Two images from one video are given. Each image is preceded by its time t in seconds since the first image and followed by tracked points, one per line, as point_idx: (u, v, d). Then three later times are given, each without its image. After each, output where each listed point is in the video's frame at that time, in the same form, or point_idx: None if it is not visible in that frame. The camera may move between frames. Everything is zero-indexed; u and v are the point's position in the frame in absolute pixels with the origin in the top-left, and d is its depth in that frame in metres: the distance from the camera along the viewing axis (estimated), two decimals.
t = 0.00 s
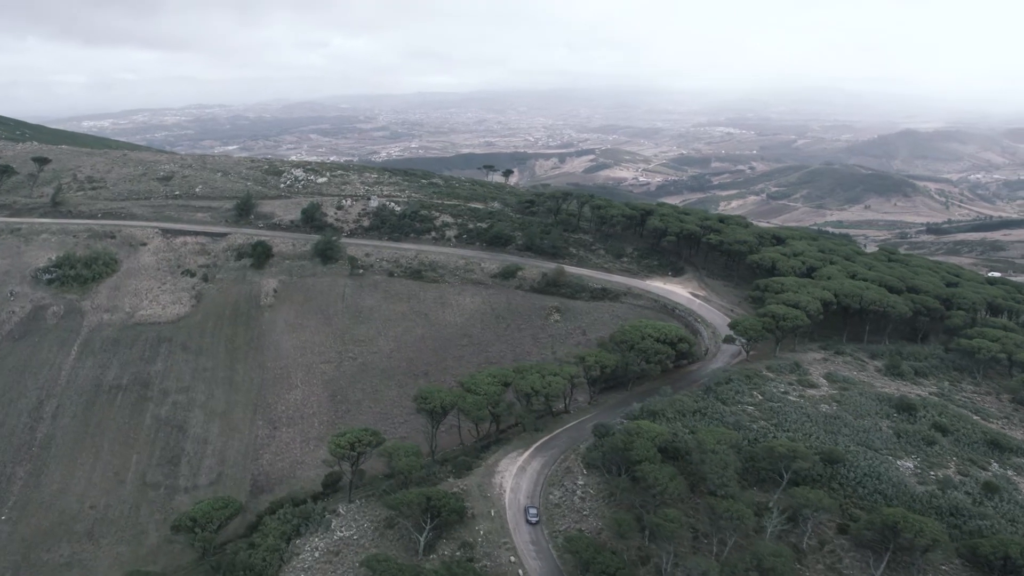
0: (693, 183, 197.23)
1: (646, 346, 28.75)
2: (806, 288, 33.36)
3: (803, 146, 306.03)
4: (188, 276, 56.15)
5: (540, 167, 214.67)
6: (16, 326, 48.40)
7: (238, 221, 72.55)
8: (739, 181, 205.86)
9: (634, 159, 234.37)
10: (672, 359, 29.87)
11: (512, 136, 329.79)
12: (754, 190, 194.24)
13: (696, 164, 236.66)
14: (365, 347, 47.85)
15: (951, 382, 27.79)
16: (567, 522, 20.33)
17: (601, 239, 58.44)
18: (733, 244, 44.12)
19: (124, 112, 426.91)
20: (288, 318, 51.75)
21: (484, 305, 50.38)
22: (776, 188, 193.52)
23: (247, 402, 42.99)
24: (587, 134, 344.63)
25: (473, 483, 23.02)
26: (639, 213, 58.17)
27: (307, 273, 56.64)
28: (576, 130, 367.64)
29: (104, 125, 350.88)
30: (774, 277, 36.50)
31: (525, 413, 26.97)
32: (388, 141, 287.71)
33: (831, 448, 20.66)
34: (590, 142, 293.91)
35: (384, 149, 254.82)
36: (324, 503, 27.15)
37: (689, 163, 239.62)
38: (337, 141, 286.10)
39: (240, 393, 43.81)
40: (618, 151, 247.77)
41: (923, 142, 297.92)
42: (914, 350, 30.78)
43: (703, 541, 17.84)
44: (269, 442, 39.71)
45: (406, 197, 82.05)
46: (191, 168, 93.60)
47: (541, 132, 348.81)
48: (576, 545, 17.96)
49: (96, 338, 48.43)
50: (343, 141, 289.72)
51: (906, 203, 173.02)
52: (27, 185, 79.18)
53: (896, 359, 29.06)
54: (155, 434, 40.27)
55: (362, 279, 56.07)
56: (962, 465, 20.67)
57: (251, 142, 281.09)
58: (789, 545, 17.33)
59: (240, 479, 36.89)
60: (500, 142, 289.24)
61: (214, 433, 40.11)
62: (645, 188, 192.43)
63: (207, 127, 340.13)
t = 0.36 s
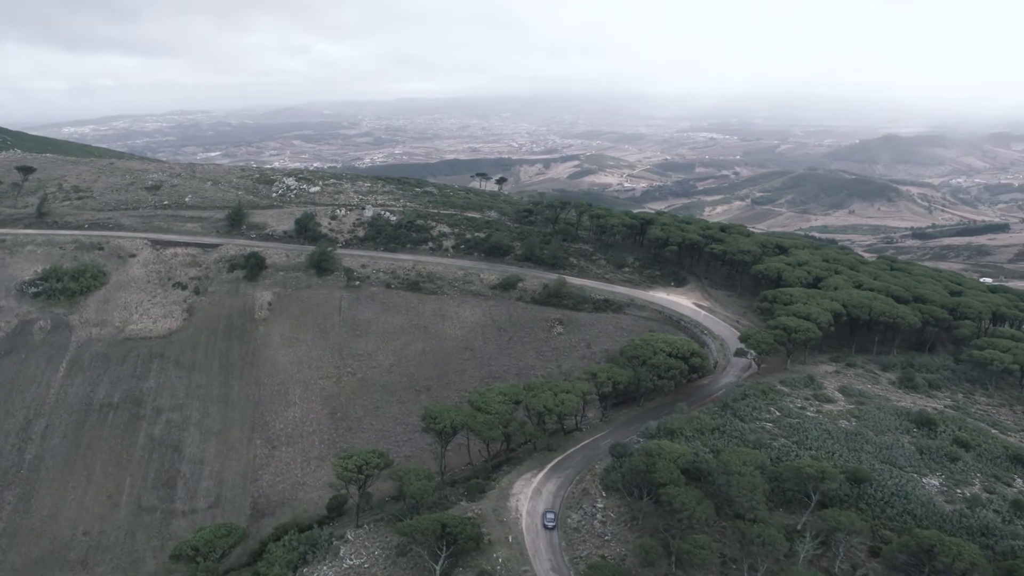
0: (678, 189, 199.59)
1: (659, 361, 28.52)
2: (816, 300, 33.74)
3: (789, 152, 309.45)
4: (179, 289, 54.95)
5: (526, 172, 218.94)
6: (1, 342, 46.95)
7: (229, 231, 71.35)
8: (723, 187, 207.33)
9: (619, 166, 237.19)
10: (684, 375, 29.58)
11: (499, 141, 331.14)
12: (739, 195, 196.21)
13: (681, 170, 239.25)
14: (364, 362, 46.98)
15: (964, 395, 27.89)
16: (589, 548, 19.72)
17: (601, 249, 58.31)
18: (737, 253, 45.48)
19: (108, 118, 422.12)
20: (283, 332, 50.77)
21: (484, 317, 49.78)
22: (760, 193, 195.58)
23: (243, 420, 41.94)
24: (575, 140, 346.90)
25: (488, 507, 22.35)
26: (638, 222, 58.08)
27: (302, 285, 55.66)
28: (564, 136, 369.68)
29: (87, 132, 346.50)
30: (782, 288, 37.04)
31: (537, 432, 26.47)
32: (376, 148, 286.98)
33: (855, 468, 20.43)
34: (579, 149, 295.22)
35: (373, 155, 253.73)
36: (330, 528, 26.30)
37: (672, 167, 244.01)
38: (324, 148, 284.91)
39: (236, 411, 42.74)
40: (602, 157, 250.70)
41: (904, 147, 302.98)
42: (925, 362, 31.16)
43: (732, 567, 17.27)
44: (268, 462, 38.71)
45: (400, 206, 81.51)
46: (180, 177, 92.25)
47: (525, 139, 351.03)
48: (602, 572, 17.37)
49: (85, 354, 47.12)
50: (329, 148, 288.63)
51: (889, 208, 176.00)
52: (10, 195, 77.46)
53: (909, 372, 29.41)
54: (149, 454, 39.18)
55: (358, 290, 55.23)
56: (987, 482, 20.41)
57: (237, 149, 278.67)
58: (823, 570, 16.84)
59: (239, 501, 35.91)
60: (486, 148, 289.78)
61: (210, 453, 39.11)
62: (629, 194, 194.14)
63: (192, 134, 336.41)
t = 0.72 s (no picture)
0: (660, 195, 202.59)
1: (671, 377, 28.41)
2: (824, 310, 34.84)
3: (772, 158, 313.59)
4: (167, 302, 53.63)
5: (507, 177, 224.12)
6: None
7: (218, 242, 70.03)
8: (706, 192, 209.11)
9: (601, 171, 239.74)
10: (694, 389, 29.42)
11: (483, 148, 331.13)
12: (721, 200, 198.59)
13: (663, 177, 242.94)
14: (361, 376, 46.06)
15: (975, 407, 28.14)
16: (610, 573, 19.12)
17: (599, 258, 58.14)
18: (739, 262, 46.53)
19: (87, 126, 415.30)
20: (276, 346, 49.67)
21: (482, 330, 49.13)
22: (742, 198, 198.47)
23: (237, 439, 40.83)
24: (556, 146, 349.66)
25: (502, 532, 21.64)
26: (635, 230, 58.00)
27: (294, 298, 54.53)
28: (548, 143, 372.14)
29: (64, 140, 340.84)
30: (788, 298, 38.28)
31: (549, 451, 26.03)
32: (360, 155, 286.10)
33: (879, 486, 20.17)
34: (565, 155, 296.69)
35: (358, 163, 252.35)
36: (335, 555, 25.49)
37: (654, 172, 248.93)
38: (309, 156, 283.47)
39: (230, 429, 41.66)
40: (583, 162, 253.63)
41: (884, 151, 308.52)
42: (934, 371, 31.70)
43: None
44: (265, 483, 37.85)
45: (393, 215, 80.80)
46: (166, 187, 90.60)
47: (509, 145, 352.70)
48: None
49: (71, 371, 45.71)
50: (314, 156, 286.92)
51: (870, 212, 179.11)
52: None
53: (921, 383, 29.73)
54: (141, 476, 38.27)
55: (353, 302, 54.28)
56: (1011, 496, 20.16)
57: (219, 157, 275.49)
58: None
59: (237, 526, 35.21)
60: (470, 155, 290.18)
61: (205, 475, 38.27)
62: (611, 199, 196.43)
63: (174, 142, 332.21)
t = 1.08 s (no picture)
0: (639, 199, 206.74)
1: (680, 391, 28.72)
2: (829, 319, 36.15)
3: (751, 162, 318.33)
4: (152, 315, 52.06)
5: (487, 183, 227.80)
6: None
7: (202, 252, 68.42)
8: (682, 196, 217.36)
9: (579, 177, 242.46)
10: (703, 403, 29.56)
11: (463, 153, 331.51)
12: (701, 205, 201.10)
13: (641, 182, 248.60)
14: (355, 391, 44.97)
15: (984, 416, 29.15)
16: None
17: (594, 266, 57.91)
18: (739, 269, 47.06)
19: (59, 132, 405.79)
20: (266, 360, 48.36)
21: (478, 341, 48.44)
22: (720, 202, 203.84)
23: (229, 459, 39.72)
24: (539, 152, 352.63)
25: (518, 556, 21.02)
26: (630, 237, 57.90)
27: (283, 310, 53.30)
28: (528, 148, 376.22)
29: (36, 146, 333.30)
30: (790, 307, 39.56)
31: (559, 471, 25.68)
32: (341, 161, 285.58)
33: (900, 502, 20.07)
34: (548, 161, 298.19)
35: (340, 168, 250.26)
36: None
37: (633, 179, 255.84)
38: (289, 163, 280.83)
39: (221, 448, 40.52)
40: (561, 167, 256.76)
41: (859, 153, 315.18)
42: (939, 379, 32.88)
43: None
44: (259, 504, 36.79)
45: (382, 223, 79.61)
46: (146, 195, 88.49)
47: (490, 150, 355.22)
48: None
49: (52, 389, 44.16)
50: (293, 162, 284.68)
51: (847, 215, 183.08)
52: None
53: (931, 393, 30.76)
54: (130, 500, 37.43)
55: (343, 314, 53.17)
56: None
57: (196, 164, 271.16)
58: None
59: (232, 552, 34.39)
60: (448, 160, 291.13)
61: (197, 498, 37.35)
62: (589, 203, 201.44)
63: (149, 148, 325.99)
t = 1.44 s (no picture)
0: (615, 203, 210.48)
1: (688, 404, 28.82)
2: (831, 327, 37.32)
3: (725, 166, 323.79)
4: (132, 329, 50.30)
5: (460, 186, 228.80)
6: None
7: (182, 263, 66.62)
8: (658, 199, 220.89)
9: (554, 181, 244.97)
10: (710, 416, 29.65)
11: (438, 157, 332.45)
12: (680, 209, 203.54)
13: (616, 185, 252.80)
14: (346, 407, 43.80)
15: (988, 423, 30.95)
16: None
17: (586, 273, 57.53)
18: (734, 276, 47.55)
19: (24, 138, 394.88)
20: (253, 376, 46.94)
21: (471, 352, 47.70)
22: (695, 203, 208.64)
23: (219, 480, 38.39)
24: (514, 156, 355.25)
25: None
26: (623, 243, 57.77)
27: (269, 322, 51.91)
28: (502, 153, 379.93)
29: None
30: (791, 314, 40.57)
31: (568, 490, 25.32)
32: (316, 166, 284.65)
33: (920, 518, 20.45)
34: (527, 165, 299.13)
35: (317, 174, 247.29)
36: None
37: (609, 181, 258.56)
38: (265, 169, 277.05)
39: (210, 469, 39.18)
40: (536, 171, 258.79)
41: (830, 155, 323.18)
42: (942, 387, 34.55)
43: None
44: (252, 527, 35.57)
45: (368, 231, 77.92)
46: (124, 204, 86.21)
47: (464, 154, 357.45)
48: None
49: (31, 410, 42.58)
50: (269, 168, 282.02)
51: (822, 217, 187.34)
52: None
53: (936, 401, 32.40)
54: (116, 526, 36.17)
55: (332, 326, 51.94)
56: None
57: (169, 170, 266.47)
58: None
59: None
60: (422, 164, 292.14)
61: (186, 523, 36.10)
62: (565, 206, 203.55)
63: (121, 154, 320.18)
